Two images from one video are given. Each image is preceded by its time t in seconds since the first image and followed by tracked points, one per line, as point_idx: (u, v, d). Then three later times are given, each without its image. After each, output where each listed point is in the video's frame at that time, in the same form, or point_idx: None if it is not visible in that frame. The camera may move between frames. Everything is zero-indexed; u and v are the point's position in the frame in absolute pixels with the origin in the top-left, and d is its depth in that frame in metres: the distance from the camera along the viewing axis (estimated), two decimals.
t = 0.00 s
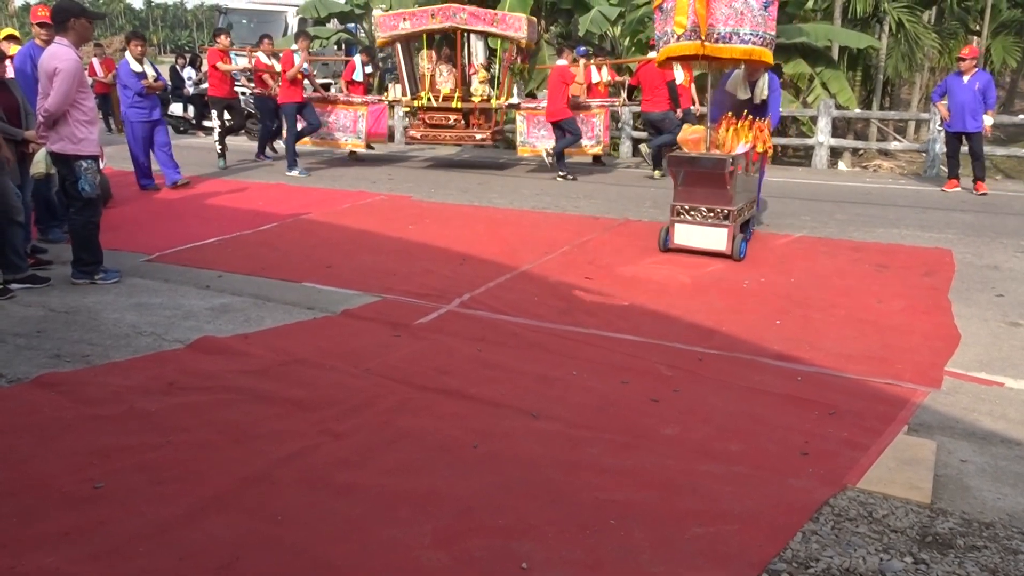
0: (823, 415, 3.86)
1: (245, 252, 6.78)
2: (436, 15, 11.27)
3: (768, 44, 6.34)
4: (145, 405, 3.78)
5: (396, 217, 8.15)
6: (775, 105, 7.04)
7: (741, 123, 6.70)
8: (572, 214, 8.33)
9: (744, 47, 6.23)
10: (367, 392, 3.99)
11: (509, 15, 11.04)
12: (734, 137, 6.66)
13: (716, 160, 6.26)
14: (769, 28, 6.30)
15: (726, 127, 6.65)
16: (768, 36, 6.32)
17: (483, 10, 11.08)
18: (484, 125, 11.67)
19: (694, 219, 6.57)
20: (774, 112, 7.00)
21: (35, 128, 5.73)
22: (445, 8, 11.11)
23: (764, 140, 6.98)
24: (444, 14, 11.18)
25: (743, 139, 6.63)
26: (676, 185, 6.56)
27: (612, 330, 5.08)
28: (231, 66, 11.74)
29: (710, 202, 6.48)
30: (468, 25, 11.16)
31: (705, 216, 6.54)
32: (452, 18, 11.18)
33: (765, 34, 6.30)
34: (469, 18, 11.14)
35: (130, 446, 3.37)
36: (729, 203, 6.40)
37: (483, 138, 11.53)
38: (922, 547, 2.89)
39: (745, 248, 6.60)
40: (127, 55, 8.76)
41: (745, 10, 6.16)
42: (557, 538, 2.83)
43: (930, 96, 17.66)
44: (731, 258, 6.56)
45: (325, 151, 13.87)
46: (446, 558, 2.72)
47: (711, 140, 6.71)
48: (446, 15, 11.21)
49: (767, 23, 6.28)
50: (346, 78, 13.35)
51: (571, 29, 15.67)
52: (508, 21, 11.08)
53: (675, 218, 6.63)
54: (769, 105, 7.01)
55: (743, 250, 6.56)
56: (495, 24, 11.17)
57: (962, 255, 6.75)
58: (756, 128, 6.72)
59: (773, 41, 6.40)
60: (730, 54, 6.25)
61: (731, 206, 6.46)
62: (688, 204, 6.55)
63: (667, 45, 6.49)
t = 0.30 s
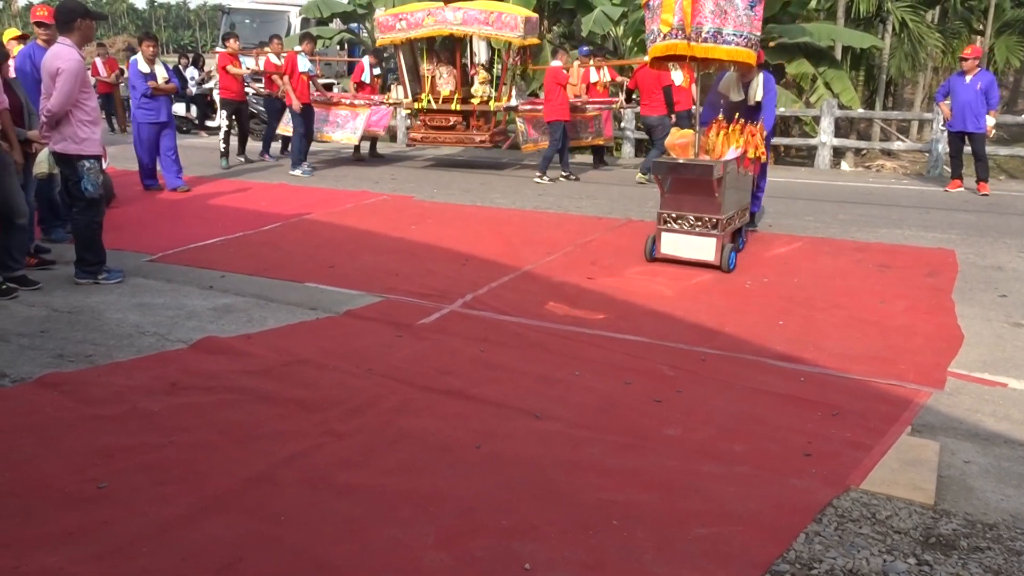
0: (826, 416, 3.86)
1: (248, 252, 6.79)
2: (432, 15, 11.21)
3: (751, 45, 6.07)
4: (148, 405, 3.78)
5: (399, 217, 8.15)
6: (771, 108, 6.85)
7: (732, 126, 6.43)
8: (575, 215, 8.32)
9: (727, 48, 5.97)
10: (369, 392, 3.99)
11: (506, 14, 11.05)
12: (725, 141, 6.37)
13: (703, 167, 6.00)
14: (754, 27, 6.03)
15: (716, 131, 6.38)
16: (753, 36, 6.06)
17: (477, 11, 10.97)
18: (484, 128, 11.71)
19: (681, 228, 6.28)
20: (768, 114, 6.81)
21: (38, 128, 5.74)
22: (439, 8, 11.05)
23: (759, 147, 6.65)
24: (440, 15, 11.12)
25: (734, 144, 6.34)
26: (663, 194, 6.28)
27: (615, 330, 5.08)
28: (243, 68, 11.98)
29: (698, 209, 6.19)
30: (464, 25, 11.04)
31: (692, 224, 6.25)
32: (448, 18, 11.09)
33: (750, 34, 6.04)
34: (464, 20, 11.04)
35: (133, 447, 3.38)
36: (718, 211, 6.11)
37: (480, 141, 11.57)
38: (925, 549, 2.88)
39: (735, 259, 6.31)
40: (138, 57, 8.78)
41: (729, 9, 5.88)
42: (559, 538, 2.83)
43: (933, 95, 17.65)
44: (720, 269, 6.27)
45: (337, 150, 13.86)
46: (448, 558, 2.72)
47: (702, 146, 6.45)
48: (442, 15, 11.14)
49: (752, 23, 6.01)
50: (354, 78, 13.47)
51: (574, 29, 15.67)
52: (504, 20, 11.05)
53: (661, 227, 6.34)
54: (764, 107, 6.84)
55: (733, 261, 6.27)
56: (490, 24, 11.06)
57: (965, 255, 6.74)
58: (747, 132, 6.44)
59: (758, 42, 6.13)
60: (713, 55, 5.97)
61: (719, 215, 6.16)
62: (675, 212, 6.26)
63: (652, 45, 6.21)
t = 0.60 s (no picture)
0: (829, 415, 3.85)
1: (250, 254, 6.79)
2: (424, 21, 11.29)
3: (736, 45, 6.01)
4: (151, 407, 3.78)
5: (401, 218, 8.16)
6: (758, 106, 6.66)
7: (719, 131, 6.16)
8: (577, 215, 8.32)
9: (709, 48, 5.82)
10: (371, 393, 3.99)
11: (491, 21, 10.86)
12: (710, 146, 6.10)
13: (688, 174, 5.60)
14: (736, 27, 5.95)
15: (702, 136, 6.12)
16: (735, 36, 5.98)
17: (466, 16, 10.98)
18: (476, 129, 11.69)
19: (665, 237, 5.97)
20: (757, 114, 6.59)
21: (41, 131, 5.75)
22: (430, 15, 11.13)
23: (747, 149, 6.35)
24: (432, 20, 11.21)
25: (720, 150, 6.06)
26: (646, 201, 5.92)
27: (618, 330, 5.07)
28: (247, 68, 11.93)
29: (683, 218, 5.87)
30: (454, 31, 11.14)
31: (678, 234, 5.93)
32: (440, 24, 11.20)
33: (732, 34, 5.95)
34: (454, 25, 11.11)
35: (136, 448, 3.38)
36: (704, 220, 5.79)
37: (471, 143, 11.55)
38: (929, 548, 2.88)
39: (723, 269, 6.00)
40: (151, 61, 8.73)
41: (713, 9, 5.72)
42: (563, 538, 2.83)
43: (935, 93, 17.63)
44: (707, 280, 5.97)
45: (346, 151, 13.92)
46: (451, 559, 2.72)
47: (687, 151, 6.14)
48: (435, 21, 11.23)
49: (734, 23, 5.92)
50: (362, 79, 13.44)
51: (575, 29, 15.66)
52: (492, 26, 10.89)
53: (645, 236, 6.03)
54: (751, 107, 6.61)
55: (720, 272, 5.96)
56: (479, 30, 11.00)
57: (968, 254, 6.73)
58: (734, 135, 6.17)
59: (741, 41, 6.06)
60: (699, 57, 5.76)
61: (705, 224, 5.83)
62: (659, 220, 5.94)
63: (639, 43, 5.91)
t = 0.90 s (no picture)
0: (829, 416, 3.85)
1: (251, 256, 6.80)
2: (409, 19, 11.14)
3: (725, 48, 5.53)
4: (151, 409, 3.78)
5: (401, 220, 8.16)
6: (749, 112, 6.11)
7: (703, 136, 5.79)
8: (576, 216, 8.33)
9: (697, 51, 5.39)
10: (372, 395, 3.99)
11: (475, 16, 10.85)
12: (694, 154, 5.74)
13: (669, 183, 5.38)
14: (727, 28, 5.47)
15: (686, 142, 5.76)
16: (726, 38, 5.49)
17: (448, 13, 10.89)
18: (464, 130, 11.62)
19: (647, 248, 5.73)
20: (746, 122, 6.06)
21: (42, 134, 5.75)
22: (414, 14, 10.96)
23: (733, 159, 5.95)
24: (416, 19, 11.05)
25: (705, 157, 5.72)
26: (626, 211, 5.68)
27: (618, 332, 5.07)
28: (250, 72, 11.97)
29: (665, 229, 5.62)
30: (436, 28, 10.99)
31: (659, 245, 5.68)
32: (423, 22, 11.02)
33: (722, 36, 5.47)
34: (438, 24, 10.99)
35: (137, 451, 3.38)
36: (686, 231, 5.54)
37: (458, 143, 11.51)
38: (929, 549, 2.88)
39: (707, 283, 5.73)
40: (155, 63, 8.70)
41: (698, 9, 5.31)
42: (562, 540, 2.83)
43: (935, 94, 17.64)
44: (690, 294, 5.69)
45: (353, 150, 14.18)
46: (452, 561, 2.72)
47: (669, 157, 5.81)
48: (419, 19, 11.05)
49: (725, 24, 5.45)
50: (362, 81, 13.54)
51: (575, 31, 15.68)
52: (474, 22, 10.89)
53: (626, 247, 5.78)
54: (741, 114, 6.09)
55: (704, 286, 5.68)
56: (462, 26, 10.97)
57: (968, 254, 6.73)
58: (720, 141, 5.77)
59: (734, 43, 5.59)
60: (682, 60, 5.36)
61: (687, 235, 5.57)
62: (640, 231, 5.70)
63: (620, 47, 5.61)
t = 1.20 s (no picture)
0: (829, 419, 3.86)
1: (251, 258, 6.80)
2: (398, 26, 11.40)
3: (711, 50, 5.26)
4: (152, 412, 3.78)
5: (401, 222, 8.16)
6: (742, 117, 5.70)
7: (687, 144, 5.50)
8: (576, 219, 8.34)
9: (681, 55, 5.12)
10: (372, 398, 3.99)
11: (457, 24, 10.87)
12: (677, 162, 5.44)
13: (648, 194, 5.12)
14: (713, 31, 5.21)
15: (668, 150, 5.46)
16: (711, 40, 5.23)
17: (432, 20, 11.06)
18: (448, 132, 11.67)
19: (626, 262, 5.46)
20: (737, 125, 5.63)
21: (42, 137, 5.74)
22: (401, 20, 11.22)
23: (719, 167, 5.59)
24: (404, 24, 11.30)
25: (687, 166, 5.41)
26: (606, 222, 5.43)
27: (619, 334, 5.07)
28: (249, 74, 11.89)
29: (645, 242, 5.36)
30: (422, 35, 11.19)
31: (639, 259, 5.41)
32: (410, 28, 11.26)
33: (708, 38, 5.21)
34: (423, 29, 11.19)
35: (138, 454, 3.38)
36: (666, 244, 5.28)
37: (441, 147, 11.60)
38: (929, 553, 2.88)
39: (689, 299, 5.45)
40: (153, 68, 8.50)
41: (683, 11, 5.03)
42: (563, 544, 2.83)
43: (935, 97, 17.68)
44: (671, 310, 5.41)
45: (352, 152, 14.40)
46: (452, 565, 2.72)
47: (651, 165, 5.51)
48: (407, 25, 11.31)
49: (710, 27, 5.18)
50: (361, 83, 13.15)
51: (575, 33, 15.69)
52: (455, 30, 10.92)
53: (604, 259, 5.51)
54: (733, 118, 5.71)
55: (685, 301, 5.41)
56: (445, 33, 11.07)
57: (968, 257, 6.73)
58: (704, 150, 5.48)
59: (721, 45, 5.33)
60: (664, 63, 5.07)
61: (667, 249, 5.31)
62: (619, 243, 5.43)
63: (596, 49, 5.29)
